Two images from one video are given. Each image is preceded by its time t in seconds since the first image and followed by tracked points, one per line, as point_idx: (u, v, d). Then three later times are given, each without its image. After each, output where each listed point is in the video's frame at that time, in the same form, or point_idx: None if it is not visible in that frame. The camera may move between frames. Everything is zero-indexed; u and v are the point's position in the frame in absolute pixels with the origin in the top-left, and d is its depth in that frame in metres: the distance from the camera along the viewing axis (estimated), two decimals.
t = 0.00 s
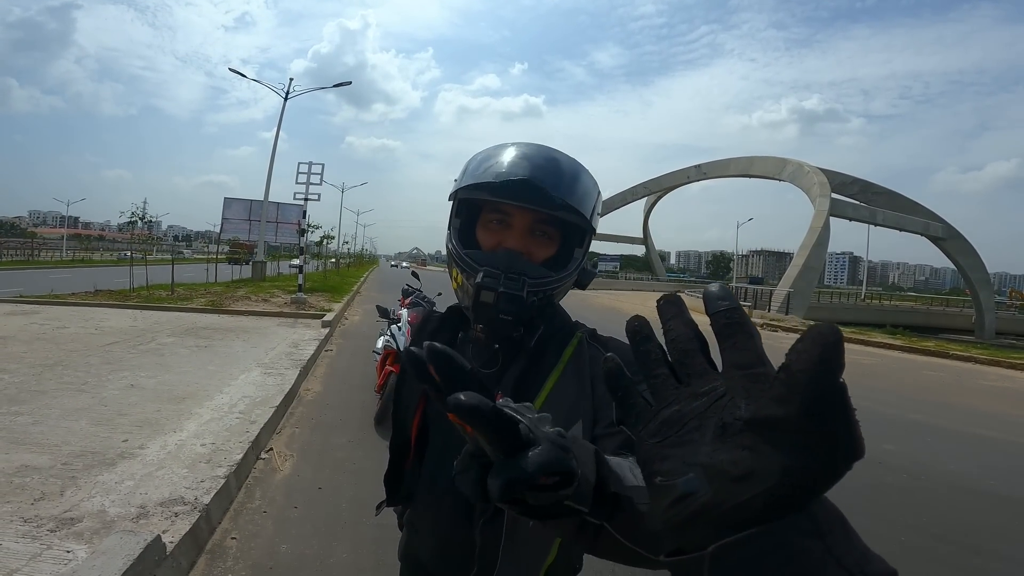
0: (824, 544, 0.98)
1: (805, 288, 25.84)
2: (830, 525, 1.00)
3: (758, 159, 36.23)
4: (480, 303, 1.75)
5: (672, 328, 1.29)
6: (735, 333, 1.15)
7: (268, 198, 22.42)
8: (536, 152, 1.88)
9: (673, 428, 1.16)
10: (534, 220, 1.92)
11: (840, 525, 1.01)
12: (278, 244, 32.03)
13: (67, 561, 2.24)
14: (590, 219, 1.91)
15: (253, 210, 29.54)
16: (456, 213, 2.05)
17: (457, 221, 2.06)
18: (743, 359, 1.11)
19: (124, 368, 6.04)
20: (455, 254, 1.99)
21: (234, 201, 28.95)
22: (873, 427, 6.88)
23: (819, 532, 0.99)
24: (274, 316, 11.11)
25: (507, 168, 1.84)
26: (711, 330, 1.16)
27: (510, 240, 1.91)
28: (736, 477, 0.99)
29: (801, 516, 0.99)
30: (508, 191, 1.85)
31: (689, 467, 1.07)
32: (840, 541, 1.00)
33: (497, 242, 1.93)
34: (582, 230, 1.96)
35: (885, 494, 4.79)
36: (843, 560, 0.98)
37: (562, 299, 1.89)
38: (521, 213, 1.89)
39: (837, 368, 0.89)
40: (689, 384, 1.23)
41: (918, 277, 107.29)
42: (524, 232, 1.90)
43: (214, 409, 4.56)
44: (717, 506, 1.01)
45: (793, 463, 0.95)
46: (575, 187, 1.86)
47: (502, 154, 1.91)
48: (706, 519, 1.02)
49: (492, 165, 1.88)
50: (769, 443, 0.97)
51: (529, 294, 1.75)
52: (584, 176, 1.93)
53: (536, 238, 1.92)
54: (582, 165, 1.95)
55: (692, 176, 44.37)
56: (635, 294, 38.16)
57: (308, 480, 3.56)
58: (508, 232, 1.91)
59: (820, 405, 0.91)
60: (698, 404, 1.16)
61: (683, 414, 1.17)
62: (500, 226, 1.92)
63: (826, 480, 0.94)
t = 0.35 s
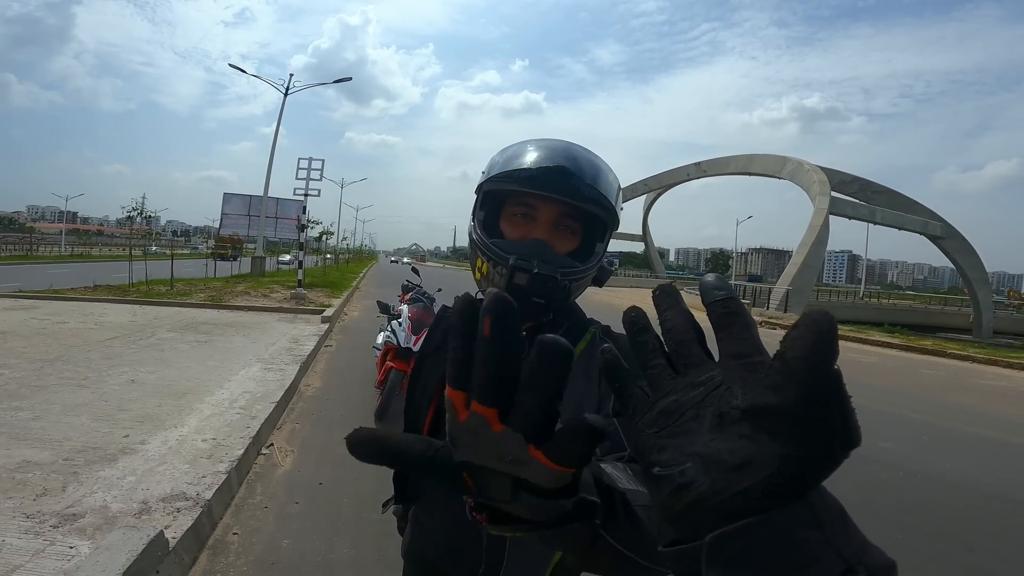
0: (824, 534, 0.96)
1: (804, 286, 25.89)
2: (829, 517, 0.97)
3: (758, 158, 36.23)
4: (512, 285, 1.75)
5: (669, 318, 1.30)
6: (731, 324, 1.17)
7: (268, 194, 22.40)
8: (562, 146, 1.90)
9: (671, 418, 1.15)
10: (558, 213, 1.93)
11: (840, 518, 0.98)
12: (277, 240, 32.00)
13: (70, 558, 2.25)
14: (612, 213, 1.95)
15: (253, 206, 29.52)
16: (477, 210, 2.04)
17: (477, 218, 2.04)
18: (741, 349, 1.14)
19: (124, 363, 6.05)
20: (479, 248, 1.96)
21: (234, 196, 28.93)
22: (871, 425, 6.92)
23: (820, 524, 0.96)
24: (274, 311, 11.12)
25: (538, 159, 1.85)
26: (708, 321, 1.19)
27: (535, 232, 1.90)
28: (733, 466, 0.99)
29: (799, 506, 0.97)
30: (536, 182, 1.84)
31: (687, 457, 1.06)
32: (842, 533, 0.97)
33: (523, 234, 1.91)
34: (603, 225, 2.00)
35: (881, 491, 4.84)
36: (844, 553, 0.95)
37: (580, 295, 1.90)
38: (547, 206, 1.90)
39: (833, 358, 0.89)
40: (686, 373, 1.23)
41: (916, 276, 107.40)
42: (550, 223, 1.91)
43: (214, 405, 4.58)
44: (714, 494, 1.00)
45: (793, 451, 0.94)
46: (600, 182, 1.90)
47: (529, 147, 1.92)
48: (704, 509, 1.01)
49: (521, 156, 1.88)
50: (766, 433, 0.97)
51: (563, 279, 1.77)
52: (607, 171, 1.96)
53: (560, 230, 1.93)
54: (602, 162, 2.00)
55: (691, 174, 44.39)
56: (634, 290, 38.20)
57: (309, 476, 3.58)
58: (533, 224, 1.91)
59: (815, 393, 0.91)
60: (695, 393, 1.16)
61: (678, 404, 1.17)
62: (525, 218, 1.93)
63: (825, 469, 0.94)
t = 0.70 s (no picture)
0: (848, 538, 0.96)
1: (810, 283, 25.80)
2: (853, 521, 0.98)
3: (763, 155, 36.12)
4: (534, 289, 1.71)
5: (685, 326, 1.30)
6: (751, 332, 1.17)
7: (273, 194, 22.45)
8: (577, 142, 1.88)
9: (691, 425, 1.15)
10: (576, 211, 1.92)
11: (865, 521, 0.98)
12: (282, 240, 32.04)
13: (83, 558, 2.26)
14: (632, 208, 1.93)
15: (258, 206, 29.58)
16: (495, 210, 2.04)
17: (494, 218, 2.05)
18: (762, 356, 1.14)
19: (133, 363, 6.07)
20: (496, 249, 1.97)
21: (239, 197, 29.00)
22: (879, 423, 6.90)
23: (844, 527, 0.97)
24: (280, 311, 11.15)
25: (551, 159, 1.84)
26: (728, 329, 1.18)
27: (553, 232, 1.91)
28: (759, 472, 0.99)
29: (822, 509, 0.97)
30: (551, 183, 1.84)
31: (709, 463, 1.06)
32: (867, 536, 0.97)
33: (540, 234, 1.92)
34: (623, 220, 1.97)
35: (890, 489, 4.82)
36: (869, 555, 0.96)
37: (602, 294, 1.88)
38: (564, 204, 1.90)
39: (858, 363, 0.90)
40: (705, 381, 1.22)
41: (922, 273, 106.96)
42: (567, 223, 1.91)
43: (222, 404, 4.59)
44: (739, 500, 0.99)
45: (818, 455, 0.94)
46: (619, 176, 1.88)
47: (542, 144, 1.91)
48: (728, 515, 1.00)
49: (535, 156, 1.88)
50: (791, 438, 0.98)
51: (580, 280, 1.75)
52: (625, 164, 1.94)
53: (579, 228, 1.93)
54: (618, 155, 1.98)
55: (695, 171, 44.27)
56: (639, 288, 38.17)
57: (317, 475, 3.59)
58: (552, 224, 1.92)
59: (840, 399, 0.92)
60: (717, 401, 1.15)
61: (699, 411, 1.16)
62: (542, 217, 1.92)
63: (847, 471, 0.94)
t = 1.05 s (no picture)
0: (847, 536, 0.96)
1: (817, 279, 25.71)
2: (853, 523, 0.96)
3: (768, 151, 35.96)
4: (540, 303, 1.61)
5: (692, 337, 1.28)
6: (757, 343, 1.16)
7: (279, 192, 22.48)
8: (578, 149, 1.84)
9: (699, 434, 1.15)
10: (578, 218, 1.88)
11: (868, 523, 0.97)
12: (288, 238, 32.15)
13: (102, 559, 2.28)
14: (635, 212, 1.88)
15: (264, 204, 29.67)
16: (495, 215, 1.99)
17: (495, 223, 1.99)
18: (767, 367, 1.13)
19: (144, 363, 6.11)
20: (498, 256, 1.92)
21: (245, 195, 29.06)
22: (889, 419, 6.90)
23: (843, 530, 0.96)
24: (288, 309, 11.19)
25: (553, 168, 1.80)
26: (734, 342, 1.17)
27: (556, 239, 1.86)
28: (762, 478, 1.01)
29: (825, 512, 0.97)
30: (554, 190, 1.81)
31: (715, 470, 1.07)
32: (872, 534, 0.96)
33: (542, 241, 1.87)
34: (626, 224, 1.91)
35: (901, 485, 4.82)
36: (869, 557, 0.94)
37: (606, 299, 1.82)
38: (565, 210, 1.86)
39: (854, 378, 0.92)
40: (713, 392, 1.21)
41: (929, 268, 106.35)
42: (570, 229, 1.86)
43: (234, 403, 4.61)
44: (744, 506, 1.01)
45: (818, 463, 0.96)
46: (622, 183, 1.84)
47: (543, 151, 1.88)
48: (734, 519, 1.03)
49: (537, 164, 1.84)
50: (793, 447, 0.99)
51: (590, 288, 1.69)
52: (627, 171, 1.90)
53: (582, 234, 1.88)
54: (620, 160, 1.94)
55: (700, 167, 44.14)
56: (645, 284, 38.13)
57: (329, 473, 3.60)
58: (553, 231, 1.87)
59: (838, 415, 0.94)
60: (724, 410, 1.15)
61: (706, 420, 1.16)
62: (544, 224, 1.88)
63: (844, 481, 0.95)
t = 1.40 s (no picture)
0: None
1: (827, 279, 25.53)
2: None
3: (775, 151, 35.85)
4: (528, 321, 1.51)
5: None
6: None
7: (287, 199, 22.68)
8: (551, 154, 1.81)
9: None
10: (552, 224, 1.86)
11: None
12: (298, 245, 32.33)
13: (133, 567, 2.31)
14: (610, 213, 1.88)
15: (273, 212, 29.89)
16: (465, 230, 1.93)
17: (465, 236, 1.92)
18: None
19: (162, 371, 6.16)
20: (473, 269, 1.84)
21: (254, 203, 29.27)
22: (908, 419, 6.87)
23: None
24: (300, 316, 11.26)
25: (527, 175, 1.76)
26: None
27: (533, 248, 1.83)
28: None
29: None
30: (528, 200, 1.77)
31: None
32: None
33: (518, 252, 1.83)
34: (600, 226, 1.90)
35: (922, 484, 4.79)
36: None
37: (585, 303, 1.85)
38: (538, 219, 1.83)
39: None
40: None
41: (940, 265, 105.51)
42: (545, 238, 1.83)
43: (252, 410, 4.65)
44: None
45: None
46: (595, 187, 1.83)
47: (515, 158, 1.83)
48: None
49: (509, 172, 1.79)
50: None
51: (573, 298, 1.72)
52: (598, 171, 1.89)
53: (557, 240, 1.86)
54: (593, 163, 1.92)
55: (707, 168, 44.11)
56: (653, 286, 38.04)
57: (349, 479, 3.63)
58: (529, 240, 1.84)
59: None
60: None
61: None
62: (518, 235, 1.84)
63: None
